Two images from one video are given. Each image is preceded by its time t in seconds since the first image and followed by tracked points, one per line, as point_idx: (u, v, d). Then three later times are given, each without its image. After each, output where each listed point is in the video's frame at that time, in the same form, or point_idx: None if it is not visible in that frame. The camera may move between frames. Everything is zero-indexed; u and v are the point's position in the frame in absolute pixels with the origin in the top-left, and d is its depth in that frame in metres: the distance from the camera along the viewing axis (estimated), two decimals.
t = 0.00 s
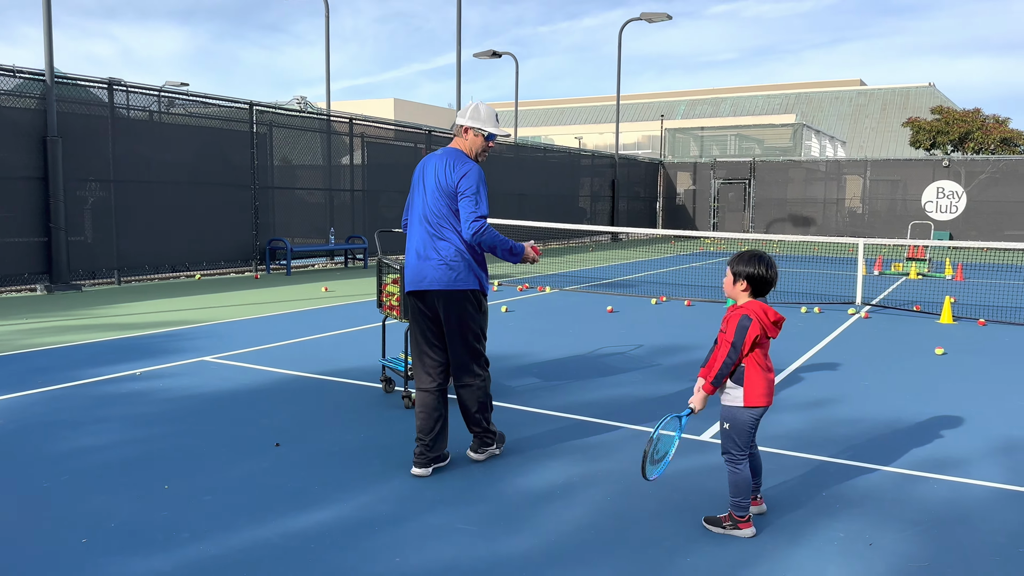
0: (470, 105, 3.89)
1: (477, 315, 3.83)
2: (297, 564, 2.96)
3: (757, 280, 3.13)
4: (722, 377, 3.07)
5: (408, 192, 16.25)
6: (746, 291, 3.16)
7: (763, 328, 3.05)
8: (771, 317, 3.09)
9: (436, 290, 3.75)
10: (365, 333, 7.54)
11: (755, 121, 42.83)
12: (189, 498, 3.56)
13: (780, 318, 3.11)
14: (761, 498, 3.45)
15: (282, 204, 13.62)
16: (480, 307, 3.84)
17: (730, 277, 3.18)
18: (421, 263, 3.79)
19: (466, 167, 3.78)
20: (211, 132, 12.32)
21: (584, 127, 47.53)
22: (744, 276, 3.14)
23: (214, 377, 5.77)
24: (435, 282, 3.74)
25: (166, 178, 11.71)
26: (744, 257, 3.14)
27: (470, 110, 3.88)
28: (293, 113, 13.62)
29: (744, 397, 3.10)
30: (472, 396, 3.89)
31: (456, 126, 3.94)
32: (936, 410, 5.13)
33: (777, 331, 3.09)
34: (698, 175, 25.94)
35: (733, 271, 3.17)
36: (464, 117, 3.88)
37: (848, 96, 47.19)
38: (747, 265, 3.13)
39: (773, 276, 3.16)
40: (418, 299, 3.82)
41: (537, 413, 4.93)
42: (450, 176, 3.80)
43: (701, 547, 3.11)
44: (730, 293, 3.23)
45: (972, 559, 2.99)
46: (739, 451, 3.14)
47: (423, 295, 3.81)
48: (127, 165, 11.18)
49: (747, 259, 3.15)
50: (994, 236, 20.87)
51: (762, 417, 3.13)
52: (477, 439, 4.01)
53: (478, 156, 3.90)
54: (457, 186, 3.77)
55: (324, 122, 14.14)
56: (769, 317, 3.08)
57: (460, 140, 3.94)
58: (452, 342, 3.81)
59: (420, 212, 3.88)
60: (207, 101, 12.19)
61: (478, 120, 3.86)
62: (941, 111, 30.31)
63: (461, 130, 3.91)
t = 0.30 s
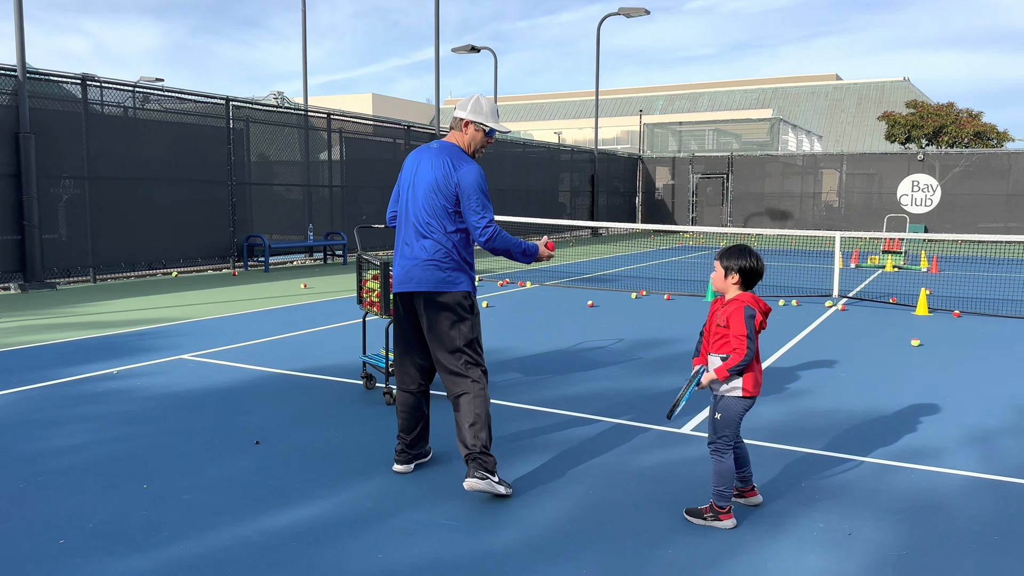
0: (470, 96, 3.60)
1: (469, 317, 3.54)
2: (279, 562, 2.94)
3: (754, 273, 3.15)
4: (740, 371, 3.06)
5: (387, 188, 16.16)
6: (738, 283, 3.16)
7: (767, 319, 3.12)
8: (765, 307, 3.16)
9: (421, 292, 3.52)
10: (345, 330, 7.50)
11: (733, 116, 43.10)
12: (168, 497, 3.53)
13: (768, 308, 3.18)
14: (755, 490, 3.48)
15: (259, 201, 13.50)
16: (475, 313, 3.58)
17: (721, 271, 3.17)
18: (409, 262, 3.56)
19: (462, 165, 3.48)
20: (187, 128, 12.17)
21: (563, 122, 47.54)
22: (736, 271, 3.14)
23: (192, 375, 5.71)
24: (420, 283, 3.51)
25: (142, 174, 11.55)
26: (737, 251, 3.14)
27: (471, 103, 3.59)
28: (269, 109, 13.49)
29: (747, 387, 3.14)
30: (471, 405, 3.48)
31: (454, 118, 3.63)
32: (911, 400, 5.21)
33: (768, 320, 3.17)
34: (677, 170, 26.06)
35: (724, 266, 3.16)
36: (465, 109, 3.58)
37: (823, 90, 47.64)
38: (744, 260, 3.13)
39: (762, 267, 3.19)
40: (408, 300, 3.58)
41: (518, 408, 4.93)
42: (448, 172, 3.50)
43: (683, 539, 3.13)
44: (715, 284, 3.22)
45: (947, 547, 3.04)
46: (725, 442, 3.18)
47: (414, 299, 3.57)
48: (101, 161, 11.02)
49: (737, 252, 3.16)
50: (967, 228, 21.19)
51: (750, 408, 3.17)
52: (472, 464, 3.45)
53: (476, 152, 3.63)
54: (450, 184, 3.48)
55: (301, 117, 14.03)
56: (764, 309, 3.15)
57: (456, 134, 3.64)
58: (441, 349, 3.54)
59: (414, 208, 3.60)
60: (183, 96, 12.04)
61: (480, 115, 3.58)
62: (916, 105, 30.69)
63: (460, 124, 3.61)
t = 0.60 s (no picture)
0: (507, 111, 3.34)
1: (477, 331, 3.30)
2: (263, 558, 2.93)
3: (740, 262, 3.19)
4: (722, 356, 3.10)
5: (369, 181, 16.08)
6: (729, 272, 3.20)
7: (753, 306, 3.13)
8: (756, 295, 3.18)
9: (432, 304, 3.25)
10: (328, 325, 7.46)
11: (714, 109, 43.30)
12: (150, 494, 3.50)
13: (761, 296, 3.19)
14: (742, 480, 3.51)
15: (239, 195, 13.39)
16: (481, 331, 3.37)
17: (712, 260, 3.21)
18: (419, 269, 3.29)
19: (494, 179, 3.21)
20: (166, 122, 12.04)
21: (544, 115, 47.48)
22: (727, 259, 3.18)
23: (173, 371, 5.67)
24: (432, 295, 3.23)
25: (119, 168, 11.41)
26: (724, 240, 3.18)
27: (509, 119, 3.33)
28: (248, 102, 13.35)
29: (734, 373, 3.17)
30: (467, 420, 3.28)
31: (487, 130, 3.36)
32: (891, 390, 5.28)
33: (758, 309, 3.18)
34: (658, 163, 26.15)
35: (713, 255, 3.21)
36: (504, 125, 3.32)
37: (803, 83, 47.97)
38: (730, 249, 3.17)
39: (752, 256, 3.22)
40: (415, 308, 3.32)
41: (502, 401, 4.94)
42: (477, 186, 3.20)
43: (667, 529, 3.15)
44: (708, 275, 3.27)
45: (927, 535, 3.09)
46: (721, 428, 3.20)
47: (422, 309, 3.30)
48: (79, 156, 10.88)
49: (726, 241, 3.21)
50: (945, 220, 21.46)
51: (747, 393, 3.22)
52: (456, 480, 3.31)
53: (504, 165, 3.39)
54: (478, 196, 3.19)
55: (281, 111, 13.91)
56: (753, 296, 3.16)
57: (486, 145, 3.37)
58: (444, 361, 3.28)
59: (430, 212, 3.28)
60: (161, 89, 11.89)
61: (518, 131, 3.35)
62: (895, 97, 30.99)
63: (495, 138, 3.35)
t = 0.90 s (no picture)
0: (487, 81, 3.23)
1: (462, 321, 3.22)
2: (246, 552, 2.92)
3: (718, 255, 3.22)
4: (700, 351, 3.13)
5: (351, 174, 15.99)
6: (710, 265, 3.23)
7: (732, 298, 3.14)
8: (738, 289, 3.18)
9: (419, 293, 3.12)
10: (311, 318, 7.42)
11: (697, 103, 43.45)
12: (131, 489, 3.47)
13: (744, 289, 3.20)
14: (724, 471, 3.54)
15: (220, 187, 13.26)
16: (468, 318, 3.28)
17: (693, 255, 3.25)
18: (406, 258, 3.16)
19: (483, 156, 3.13)
20: (145, 113, 11.90)
21: (528, 108, 47.39)
22: (707, 253, 3.22)
23: (154, 365, 5.61)
24: (419, 284, 3.11)
25: (98, 161, 11.26)
26: (704, 233, 3.21)
27: (491, 89, 3.23)
28: (229, 94, 13.23)
29: (715, 367, 3.19)
30: (443, 418, 3.24)
31: (467, 102, 3.25)
32: (868, 382, 5.34)
33: (740, 302, 3.18)
34: (642, 156, 26.20)
35: (694, 250, 3.25)
36: (485, 97, 3.21)
37: (785, 77, 48.22)
38: (709, 243, 3.20)
39: (733, 249, 3.25)
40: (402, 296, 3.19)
41: (486, 394, 4.93)
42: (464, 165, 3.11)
43: (649, 521, 3.17)
44: (692, 270, 3.30)
45: (907, 525, 3.13)
46: (708, 422, 3.24)
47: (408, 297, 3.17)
48: (57, 147, 10.72)
49: (706, 235, 3.24)
50: (924, 213, 21.69)
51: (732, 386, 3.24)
52: (438, 475, 3.31)
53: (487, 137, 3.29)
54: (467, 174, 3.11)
55: (262, 103, 13.79)
56: (735, 290, 3.17)
57: (468, 119, 3.26)
58: (428, 352, 3.18)
59: (417, 194, 3.17)
60: (141, 81, 11.75)
61: (500, 103, 3.24)
62: (875, 92, 31.23)
63: (477, 111, 3.24)
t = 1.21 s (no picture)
0: (452, 68, 3.13)
1: (445, 316, 3.14)
2: (234, 547, 2.91)
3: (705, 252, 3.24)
4: (688, 345, 3.15)
5: (339, 168, 15.93)
6: (696, 261, 3.25)
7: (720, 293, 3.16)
8: (726, 284, 3.20)
9: (396, 289, 3.08)
10: (299, 313, 7.39)
11: (685, 98, 43.51)
12: (117, 484, 3.44)
13: (731, 284, 3.21)
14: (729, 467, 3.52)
15: (207, 181, 13.17)
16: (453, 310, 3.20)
17: (679, 251, 3.28)
18: (380, 257, 3.13)
19: (442, 142, 3.05)
20: (132, 107, 11.80)
21: (517, 103, 47.30)
22: (692, 249, 3.24)
23: (140, 360, 5.57)
24: (394, 282, 3.06)
25: (83, 154, 11.15)
26: (689, 230, 3.24)
27: (455, 77, 3.13)
28: (217, 87, 13.13)
29: (704, 361, 3.21)
30: (428, 417, 3.20)
31: (431, 89, 3.16)
32: (855, 376, 5.38)
33: (728, 296, 3.19)
34: (631, 151, 26.21)
35: (681, 246, 3.27)
36: (449, 84, 3.12)
37: (773, 72, 48.34)
38: (694, 239, 3.23)
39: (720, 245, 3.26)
40: (380, 297, 3.15)
41: (475, 389, 4.93)
42: (424, 154, 3.04)
43: (637, 514, 3.19)
44: (680, 267, 3.33)
45: (892, 518, 3.16)
46: (698, 416, 3.25)
47: (386, 297, 3.13)
48: (42, 141, 10.61)
49: (692, 232, 3.26)
50: (911, 208, 21.84)
51: (723, 381, 3.24)
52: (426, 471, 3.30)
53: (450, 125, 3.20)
54: (427, 164, 3.04)
55: (250, 96, 13.70)
56: (723, 284, 3.18)
57: (433, 107, 3.17)
58: (413, 351, 3.13)
59: (384, 189, 3.12)
60: (127, 74, 11.65)
61: (465, 91, 3.15)
62: (863, 87, 31.36)
63: (440, 98, 3.15)
